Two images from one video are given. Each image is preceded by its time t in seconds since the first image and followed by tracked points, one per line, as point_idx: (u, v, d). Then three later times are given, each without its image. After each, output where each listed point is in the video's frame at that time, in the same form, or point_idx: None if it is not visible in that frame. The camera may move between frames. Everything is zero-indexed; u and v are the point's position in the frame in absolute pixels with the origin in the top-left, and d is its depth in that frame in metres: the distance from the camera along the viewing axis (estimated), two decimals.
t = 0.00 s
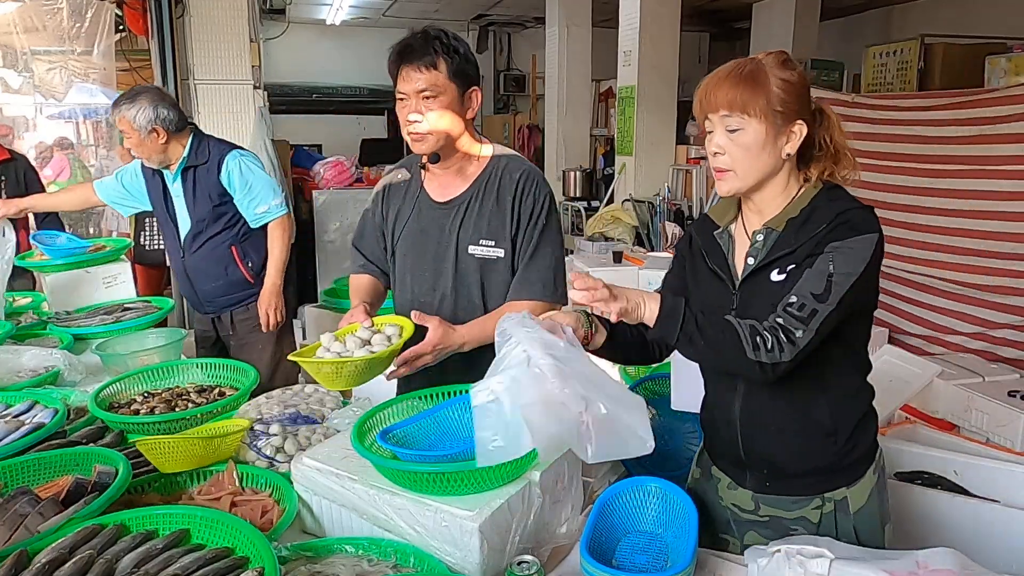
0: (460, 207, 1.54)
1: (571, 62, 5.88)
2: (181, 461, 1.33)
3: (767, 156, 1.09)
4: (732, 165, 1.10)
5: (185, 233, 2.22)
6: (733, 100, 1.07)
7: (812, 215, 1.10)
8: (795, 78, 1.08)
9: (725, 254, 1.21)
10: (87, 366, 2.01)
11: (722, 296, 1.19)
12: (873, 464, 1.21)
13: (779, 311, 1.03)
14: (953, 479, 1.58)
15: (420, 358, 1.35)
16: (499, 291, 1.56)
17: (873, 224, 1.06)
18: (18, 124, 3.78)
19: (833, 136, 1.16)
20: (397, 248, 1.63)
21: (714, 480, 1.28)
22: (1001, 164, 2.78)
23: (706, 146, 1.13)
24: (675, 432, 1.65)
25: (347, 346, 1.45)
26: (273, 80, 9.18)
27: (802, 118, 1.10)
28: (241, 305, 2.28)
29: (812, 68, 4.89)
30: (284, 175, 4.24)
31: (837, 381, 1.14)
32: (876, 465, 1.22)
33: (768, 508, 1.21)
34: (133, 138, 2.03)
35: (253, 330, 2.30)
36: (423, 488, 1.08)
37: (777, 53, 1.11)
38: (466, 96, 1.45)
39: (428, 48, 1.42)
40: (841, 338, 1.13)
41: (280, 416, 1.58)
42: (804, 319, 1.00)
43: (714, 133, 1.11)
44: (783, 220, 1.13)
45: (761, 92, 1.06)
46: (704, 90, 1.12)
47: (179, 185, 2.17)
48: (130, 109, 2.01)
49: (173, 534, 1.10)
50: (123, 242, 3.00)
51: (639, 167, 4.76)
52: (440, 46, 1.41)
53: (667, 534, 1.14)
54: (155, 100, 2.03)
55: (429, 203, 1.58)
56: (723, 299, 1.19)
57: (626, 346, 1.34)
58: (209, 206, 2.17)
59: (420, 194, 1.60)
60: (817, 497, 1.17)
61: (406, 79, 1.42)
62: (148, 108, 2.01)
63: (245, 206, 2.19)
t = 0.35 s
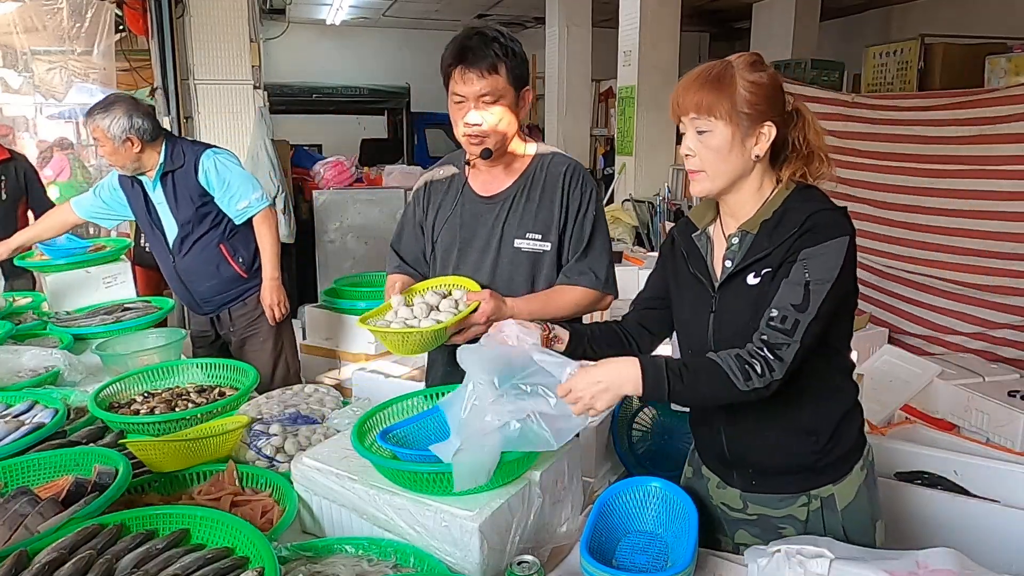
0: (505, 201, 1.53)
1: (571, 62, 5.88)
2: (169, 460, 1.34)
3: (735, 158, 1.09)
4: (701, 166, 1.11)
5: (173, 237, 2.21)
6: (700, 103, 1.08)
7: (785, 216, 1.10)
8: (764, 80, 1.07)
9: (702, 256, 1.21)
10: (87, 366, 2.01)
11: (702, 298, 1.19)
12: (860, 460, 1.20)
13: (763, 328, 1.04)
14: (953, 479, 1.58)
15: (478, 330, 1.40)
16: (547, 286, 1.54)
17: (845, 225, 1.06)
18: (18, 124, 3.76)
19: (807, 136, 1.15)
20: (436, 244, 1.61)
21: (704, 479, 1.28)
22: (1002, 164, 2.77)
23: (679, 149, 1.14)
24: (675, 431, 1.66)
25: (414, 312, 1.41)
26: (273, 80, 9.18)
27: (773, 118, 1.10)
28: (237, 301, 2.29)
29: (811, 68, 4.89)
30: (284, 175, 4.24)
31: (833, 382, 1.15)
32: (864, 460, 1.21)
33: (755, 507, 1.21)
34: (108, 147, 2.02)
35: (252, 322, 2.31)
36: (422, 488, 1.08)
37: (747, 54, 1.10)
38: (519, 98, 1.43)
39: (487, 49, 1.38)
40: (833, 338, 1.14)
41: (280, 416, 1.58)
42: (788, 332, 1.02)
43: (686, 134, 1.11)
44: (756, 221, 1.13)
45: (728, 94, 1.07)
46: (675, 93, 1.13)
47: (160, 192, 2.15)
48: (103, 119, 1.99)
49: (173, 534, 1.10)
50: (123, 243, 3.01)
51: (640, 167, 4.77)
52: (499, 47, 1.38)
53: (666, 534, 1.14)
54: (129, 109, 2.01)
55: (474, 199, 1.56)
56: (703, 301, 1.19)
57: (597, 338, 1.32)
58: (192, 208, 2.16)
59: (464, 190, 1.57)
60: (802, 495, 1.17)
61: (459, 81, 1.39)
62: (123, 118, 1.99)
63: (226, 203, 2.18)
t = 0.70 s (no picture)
0: (532, 198, 1.53)
1: (571, 61, 5.88)
2: (169, 460, 1.35)
3: (724, 161, 1.09)
4: (690, 169, 1.11)
5: (169, 239, 2.20)
6: (689, 106, 1.08)
7: (758, 215, 1.10)
8: (751, 83, 1.08)
9: (689, 258, 1.22)
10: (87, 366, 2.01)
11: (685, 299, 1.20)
12: (855, 460, 1.20)
13: (706, 295, 1.05)
14: (953, 479, 1.58)
15: (534, 294, 1.30)
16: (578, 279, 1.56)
17: (815, 223, 1.06)
18: (18, 124, 3.76)
19: (794, 136, 1.15)
20: (457, 244, 1.58)
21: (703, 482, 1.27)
22: (1003, 164, 2.77)
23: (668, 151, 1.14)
24: (675, 432, 1.66)
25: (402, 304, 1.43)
26: (273, 79, 9.17)
27: (760, 122, 1.09)
28: (235, 299, 2.30)
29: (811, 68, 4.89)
30: (285, 175, 4.24)
31: (832, 383, 1.15)
32: (859, 460, 1.21)
33: (750, 507, 1.21)
34: (105, 154, 1.99)
35: (250, 321, 2.32)
36: (422, 488, 1.08)
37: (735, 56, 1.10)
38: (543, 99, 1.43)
39: (511, 50, 1.37)
40: (828, 338, 1.15)
41: (279, 416, 1.58)
42: (727, 303, 1.02)
43: (674, 137, 1.11)
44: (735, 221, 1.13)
45: (717, 98, 1.07)
46: (662, 97, 1.13)
47: (154, 194, 2.14)
48: (96, 125, 1.95)
49: (173, 534, 1.10)
50: (123, 243, 3.01)
51: (640, 168, 4.77)
52: (522, 48, 1.38)
53: (666, 535, 1.14)
54: (120, 112, 1.99)
55: (499, 196, 1.55)
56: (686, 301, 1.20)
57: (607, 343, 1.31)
58: (186, 209, 2.15)
59: (486, 189, 1.56)
60: (795, 495, 1.17)
61: (484, 82, 1.38)
62: (116, 122, 1.97)
63: (217, 202, 2.16)
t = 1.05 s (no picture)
0: (518, 198, 1.53)
1: (571, 61, 5.88)
2: (171, 460, 1.36)
3: (714, 163, 1.09)
4: (682, 172, 1.11)
5: (171, 242, 2.20)
6: (679, 108, 1.08)
7: (746, 216, 1.09)
8: (741, 84, 1.07)
9: (680, 260, 1.21)
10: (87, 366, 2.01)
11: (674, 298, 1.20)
12: (852, 459, 1.20)
13: (694, 289, 1.04)
14: (953, 479, 1.58)
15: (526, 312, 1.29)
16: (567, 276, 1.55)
17: (804, 221, 1.06)
18: (18, 124, 3.75)
19: (783, 137, 1.15)
20: (449, 246, 1.58)
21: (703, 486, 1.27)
22: (1002, 164, 2.77)
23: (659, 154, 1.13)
24: (674, 431, 1.66)
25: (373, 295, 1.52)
26: (273, 79, 9.17)
27: (750, 124, 1.09)
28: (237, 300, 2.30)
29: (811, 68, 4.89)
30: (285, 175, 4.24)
31: (829, 382, 1.15)
32: (857, 458, 1.21)
33: (747, 507, 1.21)
34: (122, 160, 2.00)
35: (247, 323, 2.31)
36: (422, 488, 1.08)
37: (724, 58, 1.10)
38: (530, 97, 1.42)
39: (499, 53, 1.36)
40: (824, 338, 1.14)
41: (279, 416, 1.58)
42: (714, 298, 1.02)
43: (665, 139, 1.11)
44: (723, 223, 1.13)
45: (708, 99, 1.06)
46: (652, 99, 1.13)
47: (157, 196, 2.15)
48: (109, 132, 1.95)
49: (173, 534, 1.10)
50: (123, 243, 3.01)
51: (640, 168, 4.77)
52: (511, 50, 1.36)
53: (666, 534, 1.14)
54: (127, 115, 1.99)
55: (485, 198, 1.54)
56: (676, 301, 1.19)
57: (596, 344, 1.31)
58: (189, 212, 2.15)
59: (475, 191, 1.55)
60: (793, 494, 1.17)
61: (473, 86, 1.37)
62: (127, 124, 1.97)
63: (222, 205, 2.18)
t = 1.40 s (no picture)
0: (504, 198, 1.53)
1: (571, 61, 5.88)
2: (170, 460, 1.35)
3: (711, 164, 1.09)
4: (678, 173, 1.11)
5: (186, 241, 2.22)
6: (676, 109, 1.08)
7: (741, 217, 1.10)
8: (736, 86, 1.07)
9: (677, 262, 1.21)
10: (87, 366, 2.01)
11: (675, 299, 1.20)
12: (852, 459, 1.20)
13: (690, 291, 1.04)
14: (953, 479, 1.58)
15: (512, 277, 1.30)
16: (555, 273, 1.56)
17: (800, 221, 1.06)
18: (18, 124, 3.80)
19: (779, 137, 1.15)
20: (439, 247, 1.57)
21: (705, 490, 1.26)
22: (1002, 163, 2.77)
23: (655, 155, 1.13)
24: (675, 431, 1.66)
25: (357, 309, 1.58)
26: (274, 80, 9.17)
27: (746, 125, 1.10)
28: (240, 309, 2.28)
29: (811, 68, 4.89)
30: (285, 175, 4.24)
31: (827, 382, 1.16)
32: (856, 459, 1.21)
33: (747, 508, 1.21)
34: (145, 151, 2.01)
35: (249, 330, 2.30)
36: (422, 488, 1.08)
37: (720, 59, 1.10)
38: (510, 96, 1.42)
39: (478, 48, 1.36)
40: (822, 337, 1.14)
41: (280, 416, 1.58)
42: (710, 299, 1.02)
43: (661, 140, 1.11)
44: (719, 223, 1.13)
45: (704, 101, 1.06)
46: (647, 100, 1.13)
47: (182, 194, 2.16)
48: (137, 122, 1.97)
49: (173, 534, 1.10)
50: (122, 243, 3.01)
51: (640, 168, 4.77)
52: (489, 45, 1.37)
53: (666, 534, 1.14)
54: (159, 107, 2.01)
55: (469, 199, 1.54)
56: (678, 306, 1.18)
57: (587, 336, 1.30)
58: (208, 216, 2.15)
59: (460, 193, 1.54)
60: (794, 495, 1.17)
61: (453, 79, 1.36)
62: (156, 118, 1.99)
63: (239, 218, 2.14)
